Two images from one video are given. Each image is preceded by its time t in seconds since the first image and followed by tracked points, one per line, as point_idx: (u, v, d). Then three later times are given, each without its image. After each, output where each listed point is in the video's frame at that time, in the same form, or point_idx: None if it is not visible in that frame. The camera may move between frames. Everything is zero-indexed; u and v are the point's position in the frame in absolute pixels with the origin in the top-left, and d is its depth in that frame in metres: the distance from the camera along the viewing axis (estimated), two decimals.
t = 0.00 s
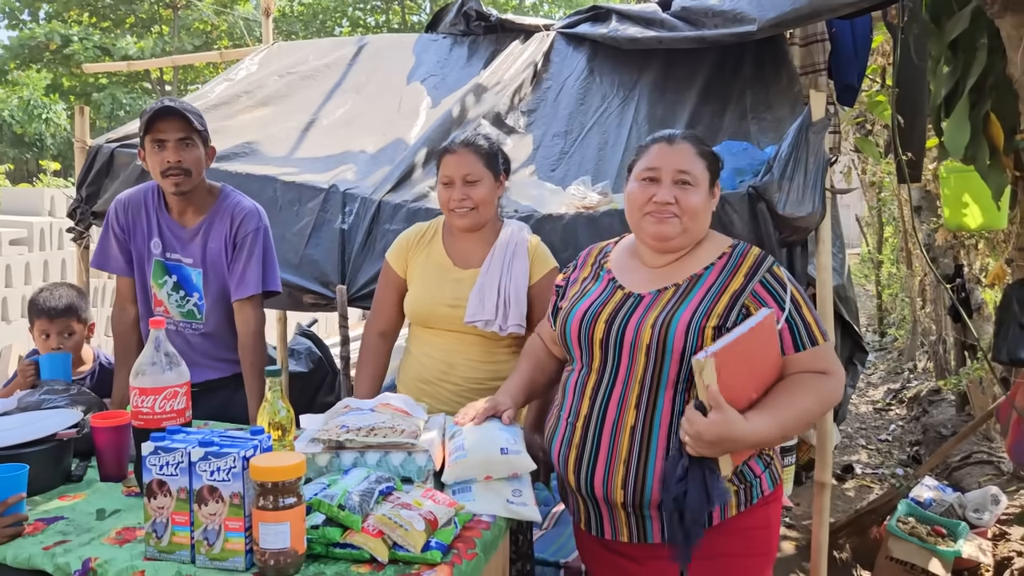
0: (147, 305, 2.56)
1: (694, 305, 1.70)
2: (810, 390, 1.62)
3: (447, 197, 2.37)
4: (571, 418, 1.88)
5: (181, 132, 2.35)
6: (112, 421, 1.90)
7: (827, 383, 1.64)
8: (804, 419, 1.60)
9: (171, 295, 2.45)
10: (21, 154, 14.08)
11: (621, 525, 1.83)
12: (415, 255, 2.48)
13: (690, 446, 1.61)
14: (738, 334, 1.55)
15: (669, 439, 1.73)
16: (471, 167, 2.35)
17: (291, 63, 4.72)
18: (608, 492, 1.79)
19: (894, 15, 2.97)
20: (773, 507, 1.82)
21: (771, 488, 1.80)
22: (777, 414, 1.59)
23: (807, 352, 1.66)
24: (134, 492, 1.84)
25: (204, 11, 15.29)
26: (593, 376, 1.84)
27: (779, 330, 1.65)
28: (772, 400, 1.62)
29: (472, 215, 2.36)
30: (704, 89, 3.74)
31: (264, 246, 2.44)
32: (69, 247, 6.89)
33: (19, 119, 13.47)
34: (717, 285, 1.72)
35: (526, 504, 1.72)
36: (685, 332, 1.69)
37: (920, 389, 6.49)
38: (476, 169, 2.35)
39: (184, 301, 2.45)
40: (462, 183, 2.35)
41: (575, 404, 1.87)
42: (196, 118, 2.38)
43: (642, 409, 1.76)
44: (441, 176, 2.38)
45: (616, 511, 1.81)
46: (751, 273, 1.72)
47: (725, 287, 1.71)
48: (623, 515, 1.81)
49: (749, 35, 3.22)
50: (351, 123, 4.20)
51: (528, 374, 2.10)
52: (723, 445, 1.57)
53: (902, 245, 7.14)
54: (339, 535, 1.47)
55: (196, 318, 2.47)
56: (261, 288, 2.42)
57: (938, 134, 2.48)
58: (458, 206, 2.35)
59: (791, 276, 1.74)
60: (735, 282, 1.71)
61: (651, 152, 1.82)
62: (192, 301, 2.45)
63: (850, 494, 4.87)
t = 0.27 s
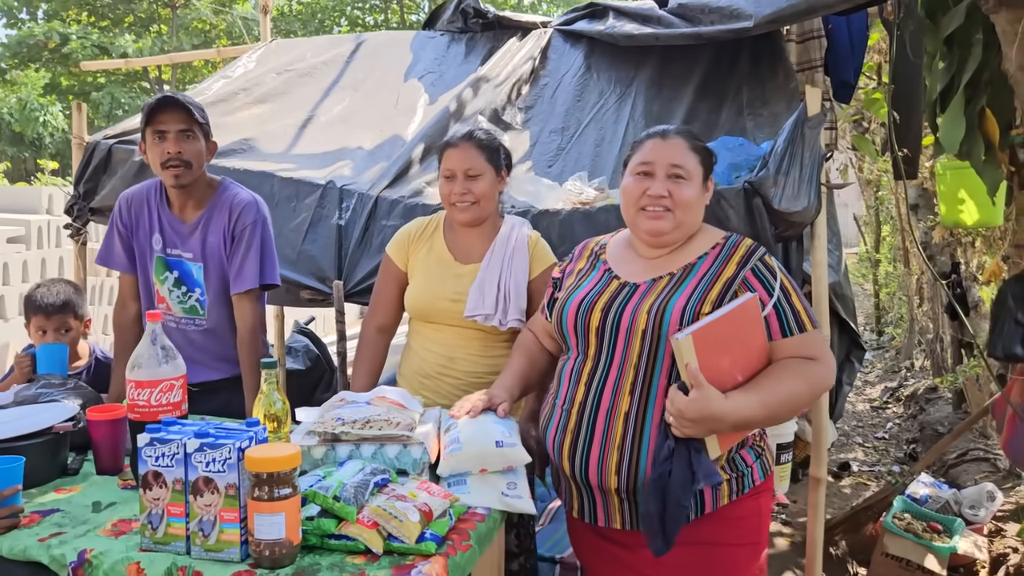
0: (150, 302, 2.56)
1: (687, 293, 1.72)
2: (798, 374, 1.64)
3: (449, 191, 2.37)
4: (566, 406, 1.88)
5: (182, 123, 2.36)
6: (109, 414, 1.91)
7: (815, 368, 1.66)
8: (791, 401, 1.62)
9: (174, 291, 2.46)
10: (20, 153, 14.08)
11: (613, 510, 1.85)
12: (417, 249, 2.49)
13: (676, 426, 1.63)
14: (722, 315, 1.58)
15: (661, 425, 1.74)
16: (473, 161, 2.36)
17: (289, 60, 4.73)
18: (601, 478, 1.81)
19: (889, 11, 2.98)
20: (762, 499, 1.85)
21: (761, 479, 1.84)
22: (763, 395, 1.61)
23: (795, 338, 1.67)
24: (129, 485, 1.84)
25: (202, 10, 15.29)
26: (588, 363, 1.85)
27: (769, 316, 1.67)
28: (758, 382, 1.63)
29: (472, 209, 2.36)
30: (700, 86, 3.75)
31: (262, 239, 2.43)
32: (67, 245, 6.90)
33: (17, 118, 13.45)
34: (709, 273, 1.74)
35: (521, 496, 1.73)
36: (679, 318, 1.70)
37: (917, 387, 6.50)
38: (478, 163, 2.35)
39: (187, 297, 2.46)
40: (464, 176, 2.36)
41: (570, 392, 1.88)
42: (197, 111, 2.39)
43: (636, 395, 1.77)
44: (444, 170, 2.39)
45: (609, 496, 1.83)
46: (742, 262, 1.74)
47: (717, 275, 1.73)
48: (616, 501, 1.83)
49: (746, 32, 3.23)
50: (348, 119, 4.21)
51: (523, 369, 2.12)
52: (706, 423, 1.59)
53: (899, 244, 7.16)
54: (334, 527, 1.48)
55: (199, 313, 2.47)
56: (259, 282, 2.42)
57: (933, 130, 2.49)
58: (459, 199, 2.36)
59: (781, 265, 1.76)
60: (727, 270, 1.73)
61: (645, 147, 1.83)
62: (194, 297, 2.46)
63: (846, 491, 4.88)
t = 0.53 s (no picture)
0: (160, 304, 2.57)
1: (682, 287, 1.72)
2: (793, 368, 1.64)
3: (445, 187, 2.37)
4: (561, 400, 1.88)
5: (178, 125, 2.33)
6: (104, 411, 1.91)
7: (809, 362, 1.66)
8: (786, 395, 1.61)
9: (181, 291, 2.46)
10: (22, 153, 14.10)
11: (607, 503, 1.85)
12: (414, 246, 2.49)
13: (674, 419, 1.62)
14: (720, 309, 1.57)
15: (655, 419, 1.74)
16: (469, 158, 2.35)
17: (288, 58, 4.73)
18: (596, 471, 1.81)
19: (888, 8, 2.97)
20: (756, 493, 1.85)
21: (755, 474, 1.83)
22: (759, 389, 1.60)
23: (789, 333, 1.68)
24: (125, 481, 1.84)
25: (204, 9, 15.30)
26: (583, 358, 1.85)
27: (764, 311, 1.67)
28: (754, 376, 1.63)
29: (470, 206, 2.36)
30: (699, 83, 3.74)
31: (262, 234, 2.42)
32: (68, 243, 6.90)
33: (18, 117, 13.45)
34: (704, 268, 1.73)
35: (517, 493, 1.73)
36: (674, 312, 1.70)
37: (918, 386, 6.49)
38: (474, 160, 2.35)
39: (194, 297, 2.46)
40: (461, 173, 2.35)
41: (565, 386, 1.88)
42: (194, 111, 2.36)
43: (630, 389, 1.77)
44: (439, 167, 2.39)
45: (603, 489, 1.83)
46: (736, 257, 1.74)
47: (712, 270, 1.73)
48: (610, 494, 1.83)
49: (744, 29, 3.23)
50: (347, 117, 4.21)
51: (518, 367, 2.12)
52: (704, 417, 1.58)
53: (901, 243, 7.14)
54: (328, 522, 1.48)
55: (205, 314, 2.47)
56: (258, 279, 2.41)
57: (931, 128, 2.46)
58: (456, 196, 2.35)
59: (776, 260, 1.76)
60: (721, 265, 1.73)
61: (637, 144, 1.83)
62: (201, 297, 2.46)
63: (846, 490, 4.88)
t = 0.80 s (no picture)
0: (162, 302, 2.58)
1: (685, 287, 1.71)
2: (796, 368, 1.63)
3: (447, 186, 2.37)
4: (564, 399, 1.88)
5: (186, 117, 2.35)
6: (107, 410, 1.91)
7: (812, 361, 1.65)
8: (789, 395, 1.61)
9: (182, 291, 2.47)
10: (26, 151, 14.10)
11: (611, 502, 1.85)
12: (416, 245, 2.49)
13: (676, 420, 1.61)
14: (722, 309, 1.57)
15: (658, 419, 1.74)
16: (471, 156, 2.35)
17: (291, 56, 4.73)
18: (599, 470, 1.81)
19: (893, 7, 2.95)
20: (759, 492, 1.85)
21: (757, 474, 1.83)
22: (761, 389, 1.60)
23: (792, 333, 1.67)
24: (128, 480, 1.84)
25: (207, 8, 15.29)
26: (586, 357, 1.85)
27: (768, 311, 1.66)
28: (757, 377, 1.62)
29: (472, 204, 2.36)
30: (703, 81, 3.73)
31: (263, 234, 2.41)
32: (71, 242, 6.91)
33: (20, 115, 13.44)
34: (707, 268, 1.73)
35: (519, 493, 1.72)
36: (677, 312, 1.70)
37: (921, 384, 6.48)
38: (475, 158, 2.35)
39: (196, 297, 2.47)
40: (462, 171, 2.35)
41: (568, 385, 1.88)
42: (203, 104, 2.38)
43: (633, 388, 1.76)
44: (441, 166, 2.38)
45: (606, 488, 1.83)
46: (740, 257, 1.73)
47: (715, 270, 1.72)
48: (613, 493, 1.83)
49: (748, 27, 3.22)
50: (350, 116, 4.21)
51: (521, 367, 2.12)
52: (707, 417, 1.58)
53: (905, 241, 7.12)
54: (331, 522, 1.48)
55: (206, 314, 2.48)
56: (259, 280, 2.40)
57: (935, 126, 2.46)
58: (457, 195, 2.35)
59: (779, 260, 1.75)
60: (724, 265, 1.72)
61: (639, 144, 1.82)
62: (203, 297, 2.46)
63: (850, 489, 4.87)
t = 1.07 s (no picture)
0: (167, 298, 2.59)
1: (694, 287, 1.72)
2: (806, 368, 1.63)
3: (457, 185, 2.38)
4: (573, 399, 1.89)
5: (194, 127, 2.35)
6: (119, 408, 1.92)
7: (821, 362, 1.65)
8: (798, 395, 1.61)
9: (190, 286, 2.48)
10: (33, 150, 14.15)
11: (620, 502, 1.85)
12: (425, 245, 2.49)
13: (686, 420, 1.62)
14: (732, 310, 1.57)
15: (667, 419, 1.74)
16: (479, 156, 2.36)
17: (299, 56, 4.74)
18: (608, 470, 1.81)
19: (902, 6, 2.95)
20: (768, 491, 1.85)
21: (766, 473, 1.83)
22: (771, 389, 1.60)
23: (801, 333, 1.67)
24: (140, 478, 1.86)
25: (214, 7, 15.32)
26: (595, 357, 1.85)
27: (777, 312, 1.66)
28: (766, 377, 1.63)
29: (481, 204, 2.36)
30: (711, 81, 3.73)
31: (275, 233, 2.43)
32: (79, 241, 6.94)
33: (27, 115, 13.49)
34: (716, 268, 1.73)
35: (529, 491, 1.73)
36: (686, 312, 1.70)
37: (929, 384, 6.46)
38: (484, 158, 2.36)
39: (202, 293, 2.48)
40: (471, 171, 2.35)
41: (577, 385, 1.89)
42: (210, 111, 2.38)
43: (642, 388, 1.77)
44: (450, 166, 2.39)
45: (616, 488, 1.84)
46: (749, 257, 1.73)
47: (724, 270, 1.72)
48: (623, 492, 1.83)
49: (756, 27, 3.22)
50: (358, 116, 4.22)
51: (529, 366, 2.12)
52: (716, 417, 1.58)
53: (912, 240, 7.11)
54: (343, 520, 1.48)
55: (213, 309, 2.48)
56: (273, 278, 2.42)
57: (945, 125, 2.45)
58: (467, 195, 2.36)
59: (788, 261, 1.75)
60: (734, 265, 1.72)
61: (647, 144, 1.83)
62: (209, 293, 2.47)
63: (857, 488, 4.86)
